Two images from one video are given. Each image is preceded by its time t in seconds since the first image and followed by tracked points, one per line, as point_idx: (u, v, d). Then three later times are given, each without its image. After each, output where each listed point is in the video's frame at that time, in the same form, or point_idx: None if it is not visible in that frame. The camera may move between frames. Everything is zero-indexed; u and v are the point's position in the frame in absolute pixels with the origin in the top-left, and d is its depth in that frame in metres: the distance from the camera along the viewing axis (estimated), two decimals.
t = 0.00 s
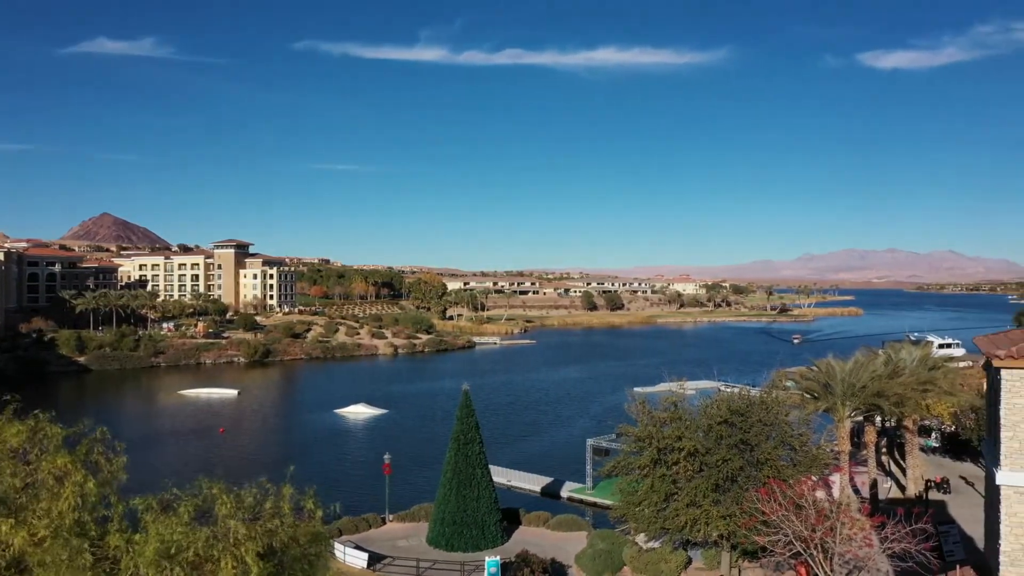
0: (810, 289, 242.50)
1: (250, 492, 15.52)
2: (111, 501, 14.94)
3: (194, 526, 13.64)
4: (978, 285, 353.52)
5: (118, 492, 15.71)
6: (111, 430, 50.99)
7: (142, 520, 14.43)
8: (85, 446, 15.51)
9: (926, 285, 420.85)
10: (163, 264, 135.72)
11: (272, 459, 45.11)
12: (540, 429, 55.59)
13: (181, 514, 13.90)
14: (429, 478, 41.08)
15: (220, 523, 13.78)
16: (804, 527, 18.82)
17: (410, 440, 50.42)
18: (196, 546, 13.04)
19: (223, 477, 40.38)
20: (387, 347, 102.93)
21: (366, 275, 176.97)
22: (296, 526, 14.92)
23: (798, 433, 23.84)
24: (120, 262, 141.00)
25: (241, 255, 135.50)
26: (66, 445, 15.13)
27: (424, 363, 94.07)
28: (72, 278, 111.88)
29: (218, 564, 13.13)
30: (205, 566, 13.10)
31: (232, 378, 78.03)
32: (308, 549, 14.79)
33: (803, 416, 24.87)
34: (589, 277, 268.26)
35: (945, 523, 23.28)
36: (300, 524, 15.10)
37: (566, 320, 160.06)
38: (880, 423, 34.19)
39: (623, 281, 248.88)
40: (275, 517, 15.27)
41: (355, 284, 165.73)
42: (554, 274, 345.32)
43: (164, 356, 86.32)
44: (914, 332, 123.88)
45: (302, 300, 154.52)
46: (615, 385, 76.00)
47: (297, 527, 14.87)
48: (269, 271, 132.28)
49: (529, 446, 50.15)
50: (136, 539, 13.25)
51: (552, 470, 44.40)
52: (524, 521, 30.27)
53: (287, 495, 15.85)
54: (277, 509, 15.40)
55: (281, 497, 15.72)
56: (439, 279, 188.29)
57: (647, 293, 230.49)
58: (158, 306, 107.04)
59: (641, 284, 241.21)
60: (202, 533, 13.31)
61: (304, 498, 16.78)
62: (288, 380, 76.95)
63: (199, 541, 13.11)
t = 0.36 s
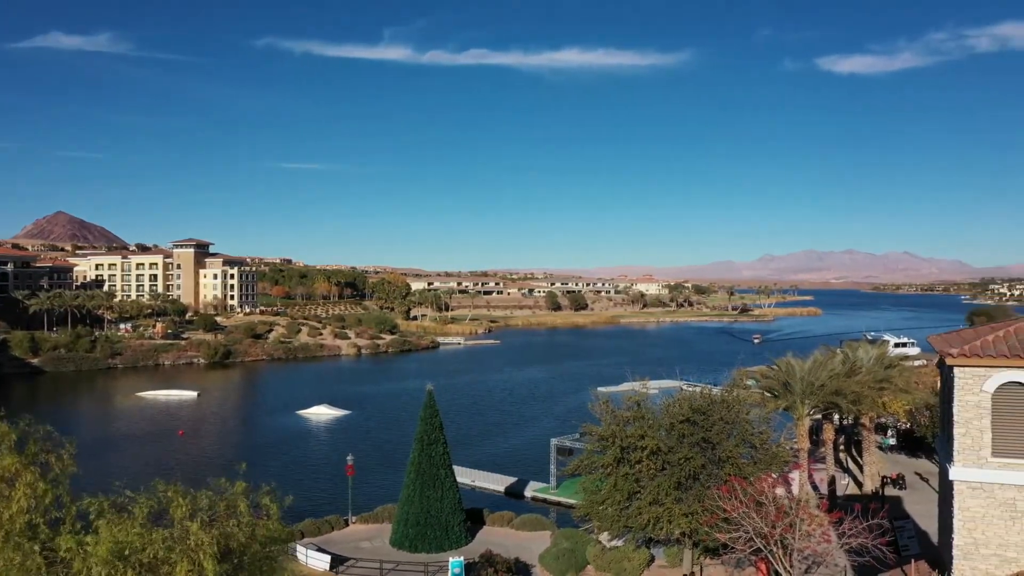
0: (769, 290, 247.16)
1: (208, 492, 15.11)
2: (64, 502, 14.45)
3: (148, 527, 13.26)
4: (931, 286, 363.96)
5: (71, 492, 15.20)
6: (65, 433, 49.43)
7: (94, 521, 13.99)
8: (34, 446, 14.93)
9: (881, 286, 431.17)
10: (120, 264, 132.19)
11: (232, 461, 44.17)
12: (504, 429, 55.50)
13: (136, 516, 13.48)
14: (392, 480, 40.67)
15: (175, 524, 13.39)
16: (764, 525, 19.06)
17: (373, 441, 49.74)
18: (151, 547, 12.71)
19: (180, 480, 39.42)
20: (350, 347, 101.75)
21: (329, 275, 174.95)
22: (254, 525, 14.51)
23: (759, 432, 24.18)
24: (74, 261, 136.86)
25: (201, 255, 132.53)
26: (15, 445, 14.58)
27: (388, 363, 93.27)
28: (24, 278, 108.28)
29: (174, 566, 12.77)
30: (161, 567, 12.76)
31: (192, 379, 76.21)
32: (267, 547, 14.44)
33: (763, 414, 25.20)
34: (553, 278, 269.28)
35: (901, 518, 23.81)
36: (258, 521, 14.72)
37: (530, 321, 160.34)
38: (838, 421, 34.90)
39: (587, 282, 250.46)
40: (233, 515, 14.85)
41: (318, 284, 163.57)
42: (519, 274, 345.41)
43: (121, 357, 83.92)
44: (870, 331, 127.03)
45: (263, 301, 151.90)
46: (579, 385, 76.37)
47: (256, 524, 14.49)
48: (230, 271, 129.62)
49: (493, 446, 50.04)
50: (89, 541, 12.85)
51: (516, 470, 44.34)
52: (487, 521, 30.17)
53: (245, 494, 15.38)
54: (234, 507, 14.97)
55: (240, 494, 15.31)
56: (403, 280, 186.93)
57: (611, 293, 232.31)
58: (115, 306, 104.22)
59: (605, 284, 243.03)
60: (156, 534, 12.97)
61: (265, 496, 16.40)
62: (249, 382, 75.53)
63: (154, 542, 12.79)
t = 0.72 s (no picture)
0: (729, 290, 251.35)
1: (163, 489, 14.69)
2: (10, 502, 13.95)
3: (98, 528, 12.88)
4: (886, 286, 373.77)
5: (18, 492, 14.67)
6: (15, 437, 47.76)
7: (42, 521, 13.52)
8: None
9: (837, 286, 441.52)
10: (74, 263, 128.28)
11: (189, 463, 43.15)
12: (468, 429, 55.30)
13: (85, 517, 13.07)
14: (355, 481, 40.19)
15: (126, 524, 13.02)
16: (724, 521, 19.28)
17: (336, 443, 48.96)
18: (101, 547, 12.36)
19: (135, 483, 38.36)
20: (312, 348, 100.27)
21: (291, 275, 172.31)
22: (212, 523, 14.16)
23: (719, 430, 24.50)
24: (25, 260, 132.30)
25: (158, 255, 129.06)
26: None
27: (350, 364, 92.16)
28: None
29: (129, 567, 12.51)
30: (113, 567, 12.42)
31: (150, 381, 74.28)
32: (224, 545, 14.13)
33: (724, 412, 25.51)
34: (517, 278, 269.55)
35: (857, 514, 24.39)
36: (216, 519, 14.37)
37: (495, 321, 160.23)
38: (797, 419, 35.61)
39: (551, 282, 251.41)
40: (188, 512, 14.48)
41: (279, 284, 160.94)
42: (483, 274, 344.95)
43: (75, 358, 81.34)
44: (826, 331, 129.87)
45: (223, 301, 148.79)
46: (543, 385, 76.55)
47: (214, 522, 14.14)
48: (188, 271, 126.26)
49: (457, 447, 49.82)
50: (36, 541, 12.45)
51: (480, 470, 44.20)
52: (451, 522, 29.97)
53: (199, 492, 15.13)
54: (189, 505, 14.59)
55: (196, 492, 14.93)
56: (366, 280, 185.12)
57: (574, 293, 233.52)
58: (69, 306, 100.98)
59: (568, 284, 244.16)
60: (107, 535, 12.60)
61: (223, 494, 16.01)
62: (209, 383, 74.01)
63: (104, 542, 12.43)
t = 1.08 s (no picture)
0: (691, 290, 254.76)
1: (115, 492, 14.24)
2: None
3: (48, 534, 12.46)
4: (845, 286, 382.11)
5: None
6: None
7: None
8: None
9: (796, 287, 450.45)
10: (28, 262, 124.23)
11: (148, 467, 42.06)
12: (433, 430, 55.01)
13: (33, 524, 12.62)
14: (318, 483, 39.58)
15: (78, 529, 12.61)
16: (687, 519, 19.43)
17: (300, 445, 48.15)
18: (51, 553, 11.97)
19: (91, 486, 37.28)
20: (275, 349, 98.66)
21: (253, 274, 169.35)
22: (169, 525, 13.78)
23: (683, 429, 24.70)
24: None
25: (116, 254, 125.45)
26: None
27: (314, 364, 90.99)
28: None
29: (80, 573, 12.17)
30: None
31: (107, 382, 72.27)
32: (183, 548, 13.76)
33: (686, 411, 25.71)
34: (482, 278, 269.26)
35: (817, 510, 24.85)
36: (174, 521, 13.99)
37: (460, 321, 159.80)
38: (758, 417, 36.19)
39: (516, 282, 251.67)
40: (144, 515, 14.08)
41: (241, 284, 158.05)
42: (448, 274, 343.55)
43: (29, 360, 78.73)
44: (786, 331, 132.42)
45: (183, 301, 145.58)
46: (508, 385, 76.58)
47: (172, 525, 13.77)
48: (148, 271, 122.83)
49: (422, 447, 49.49)
50: None
51: (445, 470, 44.00)
52: (416, 523, 29.73)
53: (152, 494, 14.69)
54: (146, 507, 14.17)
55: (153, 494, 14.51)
56: (329, 279, 182.97)
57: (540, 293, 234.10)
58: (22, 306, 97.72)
59: (533, 284, 244.64)
60: (57, 541, 12.21)
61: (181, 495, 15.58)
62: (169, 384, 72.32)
63: (54, 549, 12.03)
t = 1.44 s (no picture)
0: (658, 290, 257.18)
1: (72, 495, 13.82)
2: None
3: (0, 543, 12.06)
4: (809, 286, 389.63)
5: None
6: None
7: None
8: None
9: (761, 287, 457.70)
10: None
11: (110, 470, 41.00)
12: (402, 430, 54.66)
13: None
14: (285, 485, 38.95)
15: (34, 536, 12.22)
16: (654, 517, 19.54)
17: (266, 446, 47.37)
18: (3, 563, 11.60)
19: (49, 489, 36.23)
20: (241, 349, 97.09)
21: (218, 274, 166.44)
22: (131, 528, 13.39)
23: (650, 428, 24.81)
24: None
25: (77, 253, 122.17)
26: None
27: (281, 365, 89.80)
28: None
29: None
30: None
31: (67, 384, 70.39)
32: (145, 552, 13.40)
33: (654, 411, 25.83)
34: (451, 278, 268.47)
35: (782, 507, 25.20)
36: (135, 524, 13.62)
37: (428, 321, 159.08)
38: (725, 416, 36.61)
39: (485, 282, 251.50)
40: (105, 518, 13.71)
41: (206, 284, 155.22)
42: (416, 274, 341.64)
43: None
44: (751, 331, 134.39)
45: (146, 301, 142.45)
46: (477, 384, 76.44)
47: (133, 528, 13.39)
48: (110, 271, 119.89)
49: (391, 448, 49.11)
50: None
51: (414, 471, 43.74)
52: (384, 524, 29.46)
53: (110, 497, 14.30)
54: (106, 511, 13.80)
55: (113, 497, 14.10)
56: (296, 279, 180.73)
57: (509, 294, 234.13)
58: None
59: (502, 284, 244.63)
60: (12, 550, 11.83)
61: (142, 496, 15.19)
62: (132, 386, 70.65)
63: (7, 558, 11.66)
